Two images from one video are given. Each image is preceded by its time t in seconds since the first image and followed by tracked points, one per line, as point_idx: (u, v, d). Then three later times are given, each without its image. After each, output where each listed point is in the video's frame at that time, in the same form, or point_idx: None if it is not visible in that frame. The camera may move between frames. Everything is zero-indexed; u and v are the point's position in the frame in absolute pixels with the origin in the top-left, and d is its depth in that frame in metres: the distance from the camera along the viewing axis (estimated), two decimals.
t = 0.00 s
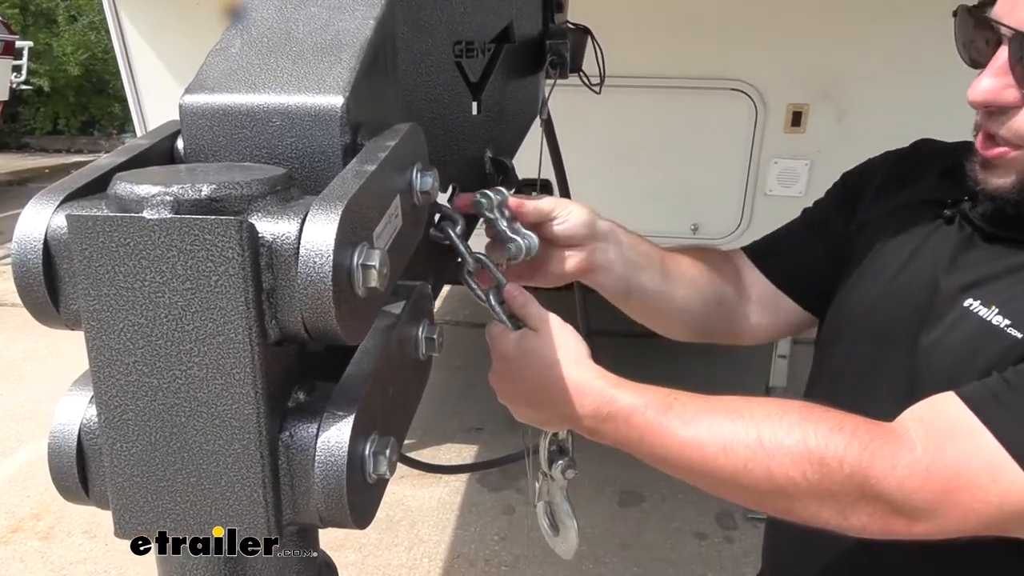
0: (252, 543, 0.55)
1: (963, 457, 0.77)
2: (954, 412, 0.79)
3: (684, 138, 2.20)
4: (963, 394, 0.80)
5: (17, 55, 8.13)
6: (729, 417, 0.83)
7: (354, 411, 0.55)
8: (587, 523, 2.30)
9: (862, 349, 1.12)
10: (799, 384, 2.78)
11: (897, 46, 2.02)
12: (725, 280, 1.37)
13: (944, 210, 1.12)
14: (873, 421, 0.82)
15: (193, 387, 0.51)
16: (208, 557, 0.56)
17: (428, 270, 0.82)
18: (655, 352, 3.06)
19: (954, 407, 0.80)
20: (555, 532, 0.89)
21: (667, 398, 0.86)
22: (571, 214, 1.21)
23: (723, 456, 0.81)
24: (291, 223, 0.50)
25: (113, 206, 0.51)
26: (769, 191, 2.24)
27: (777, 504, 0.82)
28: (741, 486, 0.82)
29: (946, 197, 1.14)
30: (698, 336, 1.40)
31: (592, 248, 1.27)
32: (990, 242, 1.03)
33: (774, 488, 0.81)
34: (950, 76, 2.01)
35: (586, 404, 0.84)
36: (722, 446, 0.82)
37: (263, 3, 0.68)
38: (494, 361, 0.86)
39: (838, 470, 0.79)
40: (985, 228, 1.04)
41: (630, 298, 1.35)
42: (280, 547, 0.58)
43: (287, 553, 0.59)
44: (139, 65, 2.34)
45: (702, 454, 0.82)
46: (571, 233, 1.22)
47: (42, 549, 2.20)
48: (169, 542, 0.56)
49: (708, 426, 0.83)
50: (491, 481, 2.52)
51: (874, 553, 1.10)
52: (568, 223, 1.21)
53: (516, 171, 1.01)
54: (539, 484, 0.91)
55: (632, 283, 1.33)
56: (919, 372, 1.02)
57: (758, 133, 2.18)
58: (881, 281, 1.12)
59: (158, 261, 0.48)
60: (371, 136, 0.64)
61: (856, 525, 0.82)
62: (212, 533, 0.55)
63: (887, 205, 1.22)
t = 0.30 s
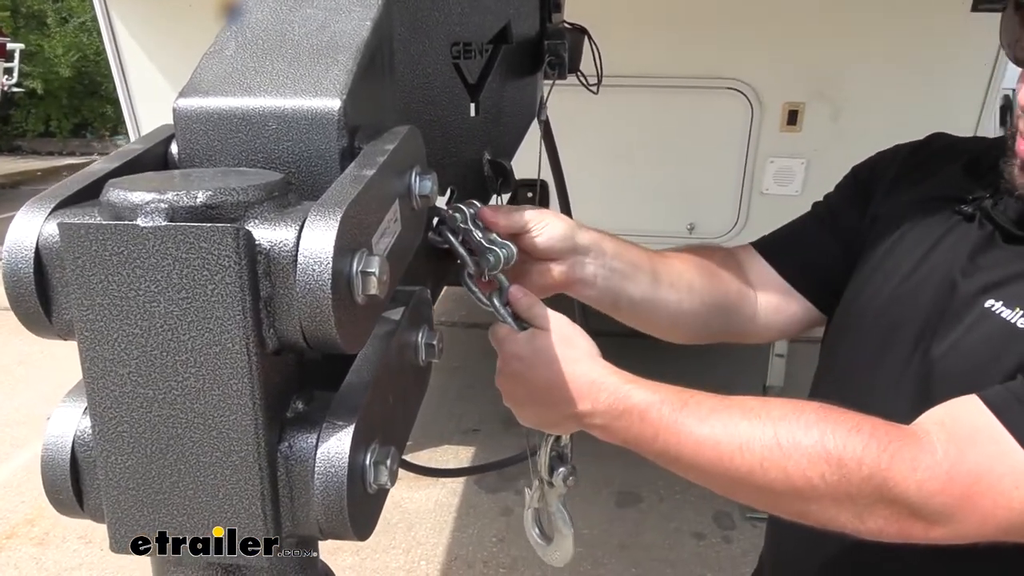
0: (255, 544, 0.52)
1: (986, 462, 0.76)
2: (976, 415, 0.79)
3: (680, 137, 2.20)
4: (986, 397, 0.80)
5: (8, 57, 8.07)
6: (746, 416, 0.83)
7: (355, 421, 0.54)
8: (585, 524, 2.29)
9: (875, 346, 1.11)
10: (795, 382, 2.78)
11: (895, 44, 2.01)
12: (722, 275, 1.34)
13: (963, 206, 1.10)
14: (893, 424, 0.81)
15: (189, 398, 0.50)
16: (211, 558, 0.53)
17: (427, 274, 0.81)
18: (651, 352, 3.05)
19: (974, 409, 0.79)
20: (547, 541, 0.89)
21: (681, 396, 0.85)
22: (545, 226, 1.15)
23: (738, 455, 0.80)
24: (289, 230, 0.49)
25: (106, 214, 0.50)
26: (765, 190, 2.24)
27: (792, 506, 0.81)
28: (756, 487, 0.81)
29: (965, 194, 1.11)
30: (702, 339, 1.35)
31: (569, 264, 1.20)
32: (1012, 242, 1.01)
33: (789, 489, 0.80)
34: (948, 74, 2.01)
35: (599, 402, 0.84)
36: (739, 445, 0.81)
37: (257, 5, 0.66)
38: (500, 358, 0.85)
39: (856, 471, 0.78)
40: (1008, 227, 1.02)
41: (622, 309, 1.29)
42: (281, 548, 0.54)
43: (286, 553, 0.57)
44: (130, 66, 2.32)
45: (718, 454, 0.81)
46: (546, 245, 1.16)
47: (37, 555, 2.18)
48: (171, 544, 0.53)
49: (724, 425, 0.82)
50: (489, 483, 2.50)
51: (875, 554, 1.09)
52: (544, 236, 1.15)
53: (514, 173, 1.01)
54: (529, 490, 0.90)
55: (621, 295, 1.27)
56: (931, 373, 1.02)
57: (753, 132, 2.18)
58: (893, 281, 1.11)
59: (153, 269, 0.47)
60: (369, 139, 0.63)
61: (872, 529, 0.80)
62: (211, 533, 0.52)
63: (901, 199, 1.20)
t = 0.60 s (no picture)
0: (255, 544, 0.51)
1: (999, 463, 0.74)
2: (992, 416, 0.77)
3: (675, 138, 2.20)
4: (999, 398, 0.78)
5: None
6: (755, 417, 0.82)
7: (355, 429, 0.53)
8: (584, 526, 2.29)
9: (889, 350, 1.11)
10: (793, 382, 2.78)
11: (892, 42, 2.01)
12: (728, 273, 1.34)
13: (983, 209, 1.07)
14: (905, 425, 0.80)
15: (186, 408, 0.49)
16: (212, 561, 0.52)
17: (424, 279, 0.80)
18: (648, 353, 3.05)
19: (987, 409, 0.78)
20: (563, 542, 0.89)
21: (688, 397, 0.85)
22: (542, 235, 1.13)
23: (746, 456, 0.80)
24: (287, 238, 0.48)
25: (101, 223, 0.50)
26: (760, 191, 2.24)
27: (801, 507, 0.81)
28: (764, 487, 0.80)
29: (982, 194, 1.09)
30: (707, 337, 1.35)
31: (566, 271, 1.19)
32: None
33: (797, 489, 0.79)
34: (944, 73, 2.01)
35: (605, 403, 0.84)
36: (746, 446, 0.80)
37: (251, 10, 0.66)
38: (505, 361, 0.87)
39: (865, 472, 0.77)
40: None
41: (624, 313, 1.28)
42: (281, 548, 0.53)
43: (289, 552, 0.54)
44: (124, 73, 2.32)
45: (725, 454, 0.81)
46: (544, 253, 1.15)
47: (32, 564, 2.17)
48: (171, 543, 0.52)
49: (732, 425, 0.82)
50: (486, 487, 2.50)
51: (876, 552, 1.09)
52: (543, 245, 1.14)
53: (511, 176, 1.00)
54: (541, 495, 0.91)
55: (623, 299, 1.27)
56: (944, 377, 1.01)
57: (747, 133, 2.18)
58: (909, 284, 1.10)
59: (149, 278, 0.47)
60: (365, 145, 0.63)
61: (883, 530, 0.80)
62: (211, 533, 0.52)
63: (921, 199, 1.18)
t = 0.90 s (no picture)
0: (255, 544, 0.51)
1: (993, 459, 0.75)
2: (986, 413, 0.77)
3: (670, 140, 2.20)
4: (994, 398, 0.78)
5: None
6: (749, 418, 0.82)
7: (353, 432, 0.53)
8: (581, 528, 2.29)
9: (891, 352, 1.11)
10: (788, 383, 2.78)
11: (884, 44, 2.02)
12: (726, 274, 1.34)
13: (981, 209, 1.08)
14: (898, 423, 0.81)
15: (184, 413, 0.49)
16: (209, 560, 0.52)
17: (421, 283, 0.80)
18: (643, 354, 3.05)
19: (981, 406, 0.78)
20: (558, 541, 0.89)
21: (683, 399, 0.85)
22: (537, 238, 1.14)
23: (741, 457, 0.80)
24: (284, 242, 0.48)
25: (98, 228, 0.50)
26: (755, 192, 2.25)
27: (797, 507, 0.81)
28: (760, 487, 0.81)
29: (979, 194, 1.10)
30: (707, 339, 1.35)
31: (562, 274, 1.20)
32: None
33: (793, 489, 0.80)
34: (936, 74, 2.02)
35: (600, 406, 0.84)
36: (742, 447, 0.81)
37: (246, 15, 0.66)
38: (502, 365, 0.87)
39: (861, 470, 0.77)
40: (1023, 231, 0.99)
41: (621, 315, 1.29)
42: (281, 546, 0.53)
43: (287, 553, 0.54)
44: (117, 77, 2.31)
45: (721, 455, 0.81)
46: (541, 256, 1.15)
47: (27, 570, 2.16)
48: (170, 544, 0.52)
49: (727, 426, 0.82)
50: (482, 489, 2.50)
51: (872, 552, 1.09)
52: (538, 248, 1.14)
53: (507, 179, 1.00)
54: (541, 493, 0.90)
55: (620, 301, 1.27)
56: (943, 377, 1.01)
57: (741, 135, 2.18)
58: (910, 285, 1.10)
59: (147, 283, 0.47)
60: (361, 150, 0.63)
61: (880, 528, 0.80)
62: (210, 533, 0.51)
63: (925, 200, 1.18)
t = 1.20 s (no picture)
0: (255, 544, 0.51)
1: (988, 472, 0.76)
2: (980, 427, 0.79)
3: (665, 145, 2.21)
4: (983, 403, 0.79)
5: None
6: (748, 430, 0.83)
7: (353, 435, 0.54)
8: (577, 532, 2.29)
9: (883, 357, 1.12)
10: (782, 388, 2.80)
11: (877, 52, 2.04)
12: (720, 281, 1.34)
13: (969, 216, 1.10)
14: (897, 438, 0.81)
15: (186, 415, 0.49)
16: (209, 559, 0.52)
17: (419, 287, 0.81)
18: (638, 359, 3.06)
19: (978, 423, 0.80)
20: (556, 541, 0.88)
21: (684, 408, 0.86)
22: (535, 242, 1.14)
23: (739, 468, 0.81)
24: (286, 246, 0.49)
25: (101, 232, 0.50)
26: (750, 197, 2.26)
27: (795, 519, 0.82)
28: (758, 499, 0.81)
29: (967, 201, 1.12)
30: (700, 346, 1.35)
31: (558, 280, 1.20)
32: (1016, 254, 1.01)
33: (791, 501, 0.80)
34: (929, 81, 2.04)
35: (602, 415, 0.85)
36: (740, 459, 0.81)
37: (247, 21, 0.67)
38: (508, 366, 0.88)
39: (858, 485, 0.77)
40: (1013, 239, 1.01)
41: (616, 321, 1.29)
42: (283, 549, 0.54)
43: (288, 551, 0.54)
44: (113, 79, 2.31)
45: (719, 466, 0.81)
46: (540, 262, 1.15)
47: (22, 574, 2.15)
48: (170, 544, 0.52)
49: (726, 438, 0.82)
50: (478, 493, 2.50)
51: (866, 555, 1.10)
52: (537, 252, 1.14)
53: (504, 184, 1.01)
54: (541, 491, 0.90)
55: (615, 307, 1.27)
56: (935, 385, 1.02)
57: (736, 140, 2.19)
58: (901, 292, 1.11)
59: (150, 286, 0.47)
60: (361, 155, 0.64)
61: (876, 543, 0.81)
62: (210, 531, 0.52)
63: (912, 208, 1.20)
